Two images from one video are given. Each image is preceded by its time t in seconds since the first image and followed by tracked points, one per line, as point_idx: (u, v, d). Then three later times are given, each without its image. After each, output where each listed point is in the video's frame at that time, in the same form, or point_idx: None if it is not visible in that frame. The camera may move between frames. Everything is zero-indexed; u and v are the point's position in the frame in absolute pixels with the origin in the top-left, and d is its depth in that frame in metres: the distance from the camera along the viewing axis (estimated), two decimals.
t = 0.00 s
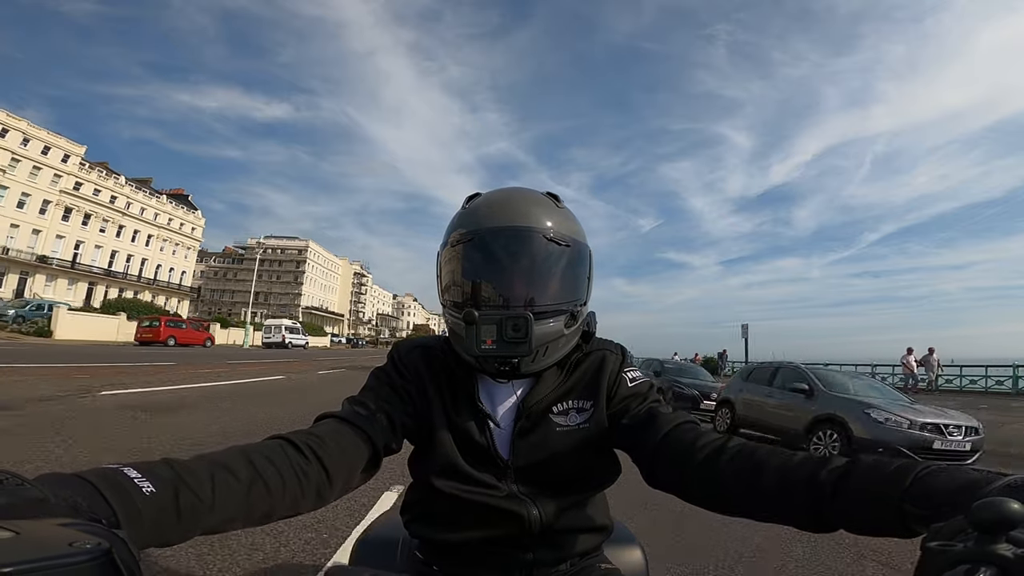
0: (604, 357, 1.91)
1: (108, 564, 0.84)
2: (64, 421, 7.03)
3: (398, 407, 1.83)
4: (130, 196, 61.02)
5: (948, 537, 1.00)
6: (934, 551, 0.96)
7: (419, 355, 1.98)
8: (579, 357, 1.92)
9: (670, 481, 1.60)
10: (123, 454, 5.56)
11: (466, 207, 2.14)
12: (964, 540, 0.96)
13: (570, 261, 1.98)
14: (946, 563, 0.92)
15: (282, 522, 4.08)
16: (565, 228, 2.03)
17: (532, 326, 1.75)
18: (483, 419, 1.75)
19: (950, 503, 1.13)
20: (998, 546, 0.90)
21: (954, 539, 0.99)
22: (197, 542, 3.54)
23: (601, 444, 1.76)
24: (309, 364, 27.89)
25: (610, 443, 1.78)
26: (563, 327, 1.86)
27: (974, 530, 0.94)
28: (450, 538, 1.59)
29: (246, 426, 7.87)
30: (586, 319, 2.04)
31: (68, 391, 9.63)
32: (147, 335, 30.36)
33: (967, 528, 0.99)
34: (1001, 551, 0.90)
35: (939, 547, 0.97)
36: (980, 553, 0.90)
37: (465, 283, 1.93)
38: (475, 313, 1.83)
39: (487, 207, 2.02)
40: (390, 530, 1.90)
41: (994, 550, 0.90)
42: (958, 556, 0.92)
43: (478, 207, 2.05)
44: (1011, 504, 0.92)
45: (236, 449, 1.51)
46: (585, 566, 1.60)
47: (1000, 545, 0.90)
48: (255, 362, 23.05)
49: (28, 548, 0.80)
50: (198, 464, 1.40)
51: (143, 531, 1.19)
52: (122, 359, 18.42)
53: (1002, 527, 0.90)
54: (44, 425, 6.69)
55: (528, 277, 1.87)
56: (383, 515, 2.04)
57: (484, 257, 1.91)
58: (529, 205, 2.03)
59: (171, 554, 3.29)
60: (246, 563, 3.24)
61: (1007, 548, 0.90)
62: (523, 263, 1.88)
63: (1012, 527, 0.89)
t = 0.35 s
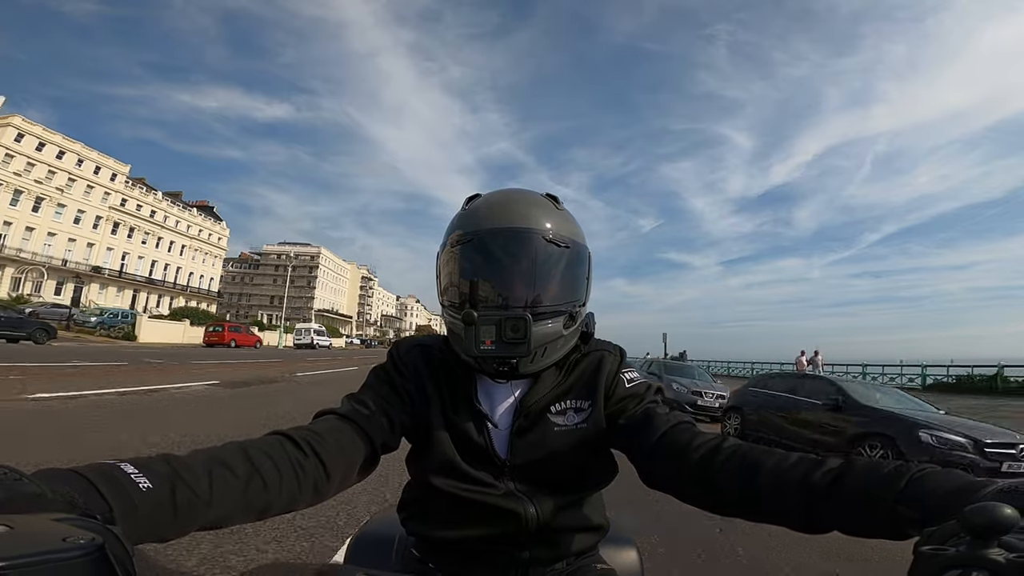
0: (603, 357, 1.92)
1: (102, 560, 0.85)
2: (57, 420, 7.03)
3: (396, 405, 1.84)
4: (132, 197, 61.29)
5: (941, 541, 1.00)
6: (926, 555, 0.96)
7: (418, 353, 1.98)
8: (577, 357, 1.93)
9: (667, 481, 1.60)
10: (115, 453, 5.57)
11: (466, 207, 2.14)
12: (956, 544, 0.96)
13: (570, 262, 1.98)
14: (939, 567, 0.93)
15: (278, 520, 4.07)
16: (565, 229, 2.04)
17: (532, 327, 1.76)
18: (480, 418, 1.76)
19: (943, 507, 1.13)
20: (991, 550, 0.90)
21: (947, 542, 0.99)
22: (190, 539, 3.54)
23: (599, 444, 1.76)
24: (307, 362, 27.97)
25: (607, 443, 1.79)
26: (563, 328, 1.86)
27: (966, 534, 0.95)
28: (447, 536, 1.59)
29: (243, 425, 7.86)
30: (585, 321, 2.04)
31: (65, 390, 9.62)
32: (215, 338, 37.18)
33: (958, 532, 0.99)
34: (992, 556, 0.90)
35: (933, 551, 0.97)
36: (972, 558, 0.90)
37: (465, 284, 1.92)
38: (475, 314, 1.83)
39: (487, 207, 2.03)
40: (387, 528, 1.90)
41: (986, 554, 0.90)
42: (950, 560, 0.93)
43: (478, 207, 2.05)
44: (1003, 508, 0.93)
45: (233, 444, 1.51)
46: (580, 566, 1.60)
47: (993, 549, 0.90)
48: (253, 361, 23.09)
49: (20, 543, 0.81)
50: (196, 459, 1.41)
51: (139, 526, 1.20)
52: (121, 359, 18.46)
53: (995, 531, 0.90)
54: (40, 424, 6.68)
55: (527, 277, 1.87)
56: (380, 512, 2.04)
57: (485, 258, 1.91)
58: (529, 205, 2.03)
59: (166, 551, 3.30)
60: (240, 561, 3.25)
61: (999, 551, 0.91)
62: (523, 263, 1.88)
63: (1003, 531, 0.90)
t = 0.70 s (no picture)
0: (604, 356, 1.92)
1: (103, 564, 0.85)
2: (51, 421, 7.00)
3: (396, 405, 1.83)
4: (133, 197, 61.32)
5: (946, 540, 1.00)
6: (930, 554, 0.96)
7: (418, 353, 1.98)
8: (578, 356, 1.93)
9: (669, 479, 1.60)
10: (113, 454, 5.57)
11: (467, 208, 2.14)
12: (961, 543, 0.96)
13: (571, 262, 1.98)
14: (942, 566, 0.93)
15: (278, 521, 4.08)
16: (566, 229, 2.04)
17: (535, 327, 1.75)
18: (481, 418, 1.75)
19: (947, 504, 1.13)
20: (995, 549, 0.90)
21: (951, 541, 0.99)
22: (191, 540, 3.56)
23: (600, 443, 1.76)
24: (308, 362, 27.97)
25: (608, 441, 1.78)
26: (564, 327, 1.86)
27: (972, 532, 0.94)
28: (447, 537, 1.59)
29: (243, 426, 7.86)
30: (586, 320, 2.04)
31: (66, 391, 9.62)
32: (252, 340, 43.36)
33: (963, 531, 0.99)
34: (998, 555, 0.89)
35: (937, 550, 0.96)
36: (976, 557, 0.90)
37: (466, 284, 1.92)
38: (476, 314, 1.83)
39: (488, 207, 2.03)
40: (387, 529, 1.90)
41: (991, 552, 0.90)
42: (953, 559, 0.92)
43: (479, 207, 2.05)
44: (1008, 506, 0.92)
45: (233, 445, 1.51)
46: (582, 566, 1.59)
47: (997, 547, 0.90)
48: (254, 361, 23.08)
49: (22, 548, 0.81)
50: (196, 461, 1.40)
51: (138, 529, 1.19)
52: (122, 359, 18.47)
53: (1000, 529, 0.90)
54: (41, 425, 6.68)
55: (528, 277, 1.87)
56: (380, 513, 2.04)
57: (485, 259, 1.91)
58: (530, 206, 2.03)
59: (165, 553, 3.29)
60: (240, 563, 3.24)
61: (1004, 550, 0.90)
62: (524, 263, 1.88)
63: (1008, 530, 0.89)
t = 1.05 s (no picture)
0: (601, 354, 1.92)
1: (100, 564, 0.84)
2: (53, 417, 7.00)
3: (395, 406, 1.83)
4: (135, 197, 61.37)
5: (943, 541, 1.00)
6: (928, 556, 0.96)
7: (417, 353, 1.98)
8: (576, 354, 1.93)
9: (670, 479, 1.59)
10: (112, 452, 5.54)
11: (463, 207, 2.14)
12: (959, 544, 0.96)
13: (566, 259, 1.98)
14: (940, 567, 0.92)
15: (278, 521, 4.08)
16: (561, 226, 2.04)
17: (529, 322, 1.76)
18: (481, 418, 1.75)
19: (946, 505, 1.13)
20: (993, 550, 0.90)
21: (949, 542, 0.98)
22: (192, 540, 3.56)
23: (600, 443, 1.76)
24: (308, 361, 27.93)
25: (607, 440, 1.78)
26: (560, 325, 1.86)
27: (971, 534, 0.94)
28: (448, 538, 1.58)
29: (244, 424, 7.84)
30: (583, 317, 2.04)
31: (67, 386, 9.62)
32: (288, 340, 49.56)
33: (962, 532, 0.99)
34: (995, 555, 0.89)
35: (935, 551, 0.96)
36: (975, 558, 0.90)
37: (462, 283, 1.92)
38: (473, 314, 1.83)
39: (483, 206, 2.02)
40: (388, 531, 1.90)
41: (988, 553, 0.89)
42: (950, 560, 0.92)
43: (474, 205, 2.05)
44: (1006, 507, 0.92)
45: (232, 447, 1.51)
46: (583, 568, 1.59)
47: (995, 548, 0.90)
48: (254, 359, 23.04)
49: (19, 548, 0.80)
50: (194, 463, 1.40)
51: (136, 530, 1.19)
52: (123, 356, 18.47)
53: (998, 530, 0.89)
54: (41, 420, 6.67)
55: (525, 275, 1.87)
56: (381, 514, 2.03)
57: (480, 256, 1.91)
58: (525, 203, 2.03)
59: (165, 552, 3.29)
60: (240, 562, 3.24)
61: (1001, 551, 0.90)
62: (519, 261, 1.88)
63: (1007, 531, 0.89)
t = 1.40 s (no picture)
0: (603, 352, 1.92)
1: (109, 566, 0.85)
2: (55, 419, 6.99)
3: (399, 404, 1.83)
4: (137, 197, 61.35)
5: (948, 533, 1.00)
6: (933, 547, 0.96)
7: (420, 351, 1.98)
8: (578, 353, 1.94)
9: (671, 475, 1.60)
10: (114, 453, 5.54)
11: (465, 206, 2.14)
12: (965, 537, 0.96)
13: (569, 259, 1.98)
14: (945, 558, 0.92)
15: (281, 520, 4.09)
16: (564, 226, 2.04)
17: (532, 322, 1.76)
18: (483, 416, 1.75)
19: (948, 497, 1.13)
20: (999, 542, 0.90)
21: (954, 534, 0.98)
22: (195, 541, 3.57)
23: (602, 441, 1.76)
24: (308, 361, 27.96)
25: (609, 438, 1.78)
26: (563, 325, 1.86)
27: (976, 526, 0.94)
28: (451, 535, 1.58)
29: (245, 425, 7.84)
30: (585, 316, 2.04)
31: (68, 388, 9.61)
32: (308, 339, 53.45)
33: (966, 524, 0.99)
34: (1000, 547, 0.90)
35: (940, 543, 0.96)
36: (979, 549, 0.90)
37: (465, 282, 1.92)
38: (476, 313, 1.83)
39: (486, 206, 2.03)
40: (391, 528, 1.90)
41: (994, 546, 0.90)
42: (956, 552, 0.92)
43: (476, 205, 2.05)
44: (1011, 499, 0.92)
45: (238, 447, 1.51)
46: (586, 564, 1.59)
47: (999, 540, 0.90)
48: (255, 359, 23.05)
49: (28, 551, 0.81)
50: (201, 463, 1.40)
51: (144, 532, 1.19)
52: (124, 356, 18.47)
53: (1001, 521, 0.90)
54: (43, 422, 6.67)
55: (527, 275, 1.87)
56: (384, 512, 2.04)
57: (484, 256, 1.91)
58: (527, 203, 2.03)
59: (167, 553, 3.30)
60: (243, 562, 3.25)
61: (1006, 543, 0.91)
62: (522, 260, 1.88)
63: (1012, 523, 0.90)
